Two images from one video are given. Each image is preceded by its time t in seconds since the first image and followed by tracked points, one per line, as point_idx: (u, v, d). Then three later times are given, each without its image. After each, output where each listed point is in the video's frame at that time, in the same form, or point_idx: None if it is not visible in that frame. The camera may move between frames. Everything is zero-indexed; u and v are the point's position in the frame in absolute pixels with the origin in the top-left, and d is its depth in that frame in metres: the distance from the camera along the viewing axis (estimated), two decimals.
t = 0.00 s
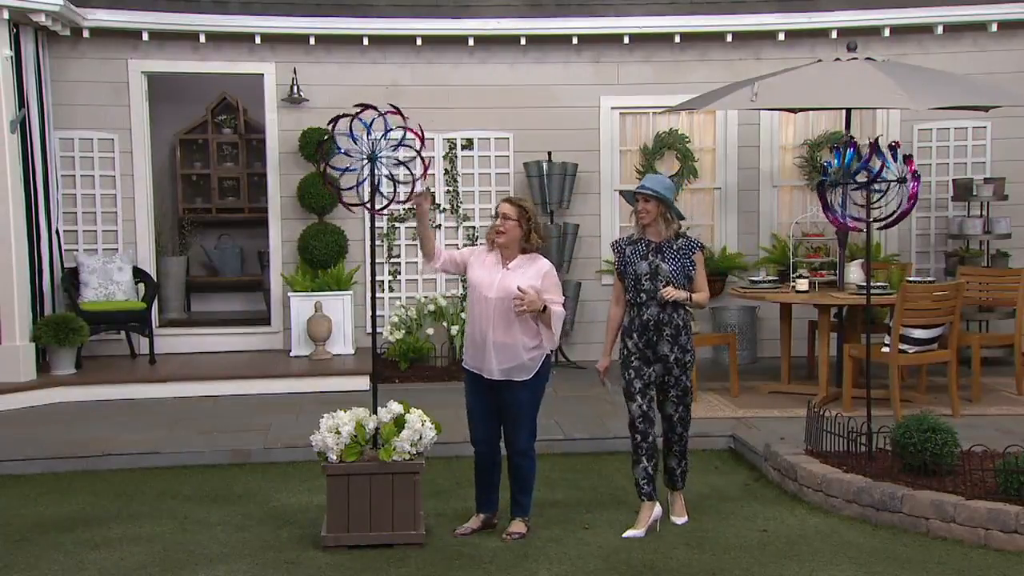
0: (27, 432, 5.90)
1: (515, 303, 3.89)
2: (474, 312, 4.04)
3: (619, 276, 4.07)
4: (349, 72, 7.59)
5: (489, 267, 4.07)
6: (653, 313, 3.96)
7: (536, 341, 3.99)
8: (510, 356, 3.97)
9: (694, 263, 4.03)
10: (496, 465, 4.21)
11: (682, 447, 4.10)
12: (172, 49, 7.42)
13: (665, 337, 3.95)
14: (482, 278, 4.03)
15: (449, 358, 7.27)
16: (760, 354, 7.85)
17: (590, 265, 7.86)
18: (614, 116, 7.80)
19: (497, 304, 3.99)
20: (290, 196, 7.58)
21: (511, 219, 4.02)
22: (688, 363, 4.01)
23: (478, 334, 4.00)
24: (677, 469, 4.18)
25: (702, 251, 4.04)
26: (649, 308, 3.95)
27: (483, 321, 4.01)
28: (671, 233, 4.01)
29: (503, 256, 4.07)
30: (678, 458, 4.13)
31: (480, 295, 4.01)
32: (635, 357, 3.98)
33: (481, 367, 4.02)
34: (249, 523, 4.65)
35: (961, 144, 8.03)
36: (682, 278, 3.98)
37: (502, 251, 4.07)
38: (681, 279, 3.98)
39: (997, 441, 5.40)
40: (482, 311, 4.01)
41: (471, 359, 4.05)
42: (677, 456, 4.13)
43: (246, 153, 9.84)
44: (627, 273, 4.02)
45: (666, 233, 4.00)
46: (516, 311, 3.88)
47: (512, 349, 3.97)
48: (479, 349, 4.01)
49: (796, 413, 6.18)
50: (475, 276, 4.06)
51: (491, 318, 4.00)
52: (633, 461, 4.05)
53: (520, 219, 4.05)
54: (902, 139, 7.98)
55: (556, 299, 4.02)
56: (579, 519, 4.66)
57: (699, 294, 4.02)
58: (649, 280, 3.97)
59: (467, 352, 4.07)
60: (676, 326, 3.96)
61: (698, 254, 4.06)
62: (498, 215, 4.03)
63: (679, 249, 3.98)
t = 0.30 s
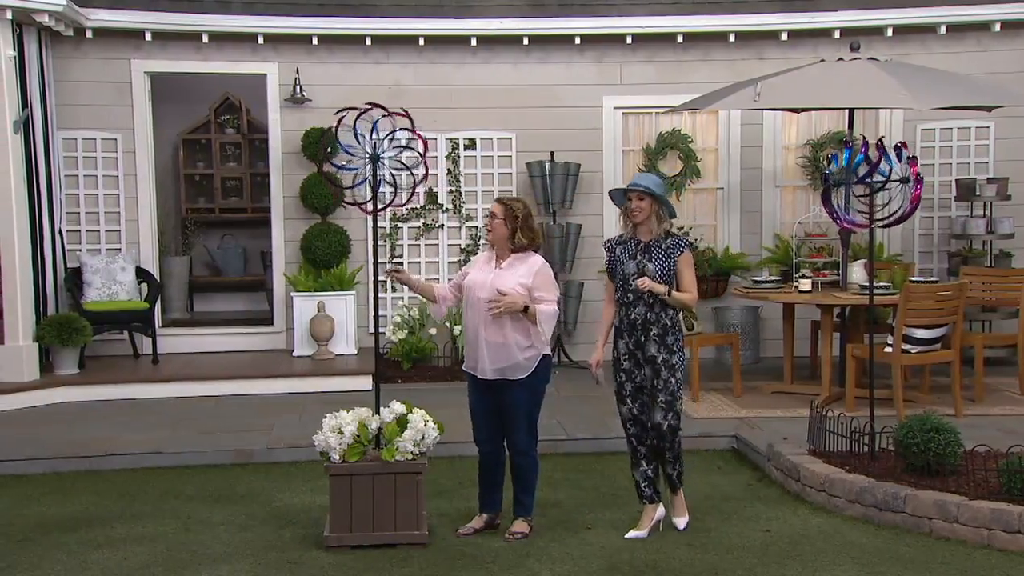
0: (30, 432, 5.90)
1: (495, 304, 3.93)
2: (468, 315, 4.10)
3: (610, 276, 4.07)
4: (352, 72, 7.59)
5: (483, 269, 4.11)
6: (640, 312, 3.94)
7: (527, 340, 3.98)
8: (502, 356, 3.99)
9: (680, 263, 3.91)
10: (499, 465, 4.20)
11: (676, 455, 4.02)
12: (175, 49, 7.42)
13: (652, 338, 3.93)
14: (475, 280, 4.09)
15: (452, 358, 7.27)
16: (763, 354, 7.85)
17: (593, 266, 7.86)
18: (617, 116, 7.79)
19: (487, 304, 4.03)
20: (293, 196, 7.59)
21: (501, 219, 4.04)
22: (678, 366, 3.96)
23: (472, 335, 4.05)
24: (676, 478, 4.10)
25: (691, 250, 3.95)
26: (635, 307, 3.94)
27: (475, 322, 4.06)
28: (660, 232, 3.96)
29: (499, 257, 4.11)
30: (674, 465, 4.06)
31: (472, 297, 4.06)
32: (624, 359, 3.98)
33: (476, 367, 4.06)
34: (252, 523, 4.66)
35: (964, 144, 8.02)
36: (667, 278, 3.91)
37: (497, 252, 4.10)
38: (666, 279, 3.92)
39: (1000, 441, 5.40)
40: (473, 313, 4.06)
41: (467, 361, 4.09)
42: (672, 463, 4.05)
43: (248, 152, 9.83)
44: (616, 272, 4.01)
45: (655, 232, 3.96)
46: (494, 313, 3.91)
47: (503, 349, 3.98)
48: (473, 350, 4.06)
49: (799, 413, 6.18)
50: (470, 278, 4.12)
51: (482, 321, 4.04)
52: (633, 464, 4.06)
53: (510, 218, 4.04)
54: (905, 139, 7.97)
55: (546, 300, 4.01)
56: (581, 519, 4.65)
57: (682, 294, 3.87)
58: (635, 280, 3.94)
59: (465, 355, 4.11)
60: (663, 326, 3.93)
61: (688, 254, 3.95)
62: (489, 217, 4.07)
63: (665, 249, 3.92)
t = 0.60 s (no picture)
0: (36, 432, 5.91)
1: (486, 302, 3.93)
2: (467, 313, 4.11)
3: (608, 278, 4.06)
4: (357, 72, 7.60)
5: (483, 268, 4.13)
6: (634, 313, 3.92)
7: (522, 339, 3.97)
8: (498, 355, 3.99)
9: (676, 263, 3.89)
10: (504, 465, 4.21)
11: (663, 460, 3.94)
12: (180, 49, 7.43)
13: (646, 337, 3.90)
14: (474, 279, 4.10)
15: (457, 358, 7.27)
16: (768, 354, 7.84)
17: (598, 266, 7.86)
18: (622, 116, 7.78)
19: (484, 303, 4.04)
20: (298, 196, 7.59)
21: (498, 218, 4.04)
22: (673, 367, 3.90)
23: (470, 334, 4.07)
24: (665, 487, 3.99)
25: (685, 251, 3.92)
26: (629, 308, 3.92)
27: (473, 321, 4.07)
28: (656, 232, 3.95)
29: (498, 256, 4.12)
30: (658, 472, 3.96)
31: (470, 296, 4.08)
32: (623, 359, 3.98)
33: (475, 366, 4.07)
34: (258, 523, 4.66)
35: (970, 144, 8.01)
36: (663, 279, 3.90)
37: (496, 251, 4.11)
38: (662, 280, 3.90)
39: (1006, 441, 5.39)
40: (471, 311, 4.08)
41: (467, 360, 4.11)
42: (660, 469, 3.97)
43: (254, 152, 9.83)
44: (612, 274, 4.01)
45: (653, 231, 3.95)
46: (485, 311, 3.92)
47: (501, 347, 3.98)
48: (472, 350, 4.07)
49: (804, 413, 6.17)
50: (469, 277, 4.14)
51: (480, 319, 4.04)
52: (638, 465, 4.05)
53: (507, 217, 4.03)
54: (911, 139, 7.96)
55: (543, 298, 4.00)
56: (586, 519, 4.65)
57: (682, 295, 3.86)
58: (629, 282, 3.94)
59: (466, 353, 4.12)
60: (658, 326, 3.88)
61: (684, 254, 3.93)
62: (488, 216, 4.08)
63: (659, 250, 3.91)
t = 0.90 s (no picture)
0: (43, 431, 5.92)
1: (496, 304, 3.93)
2: (473, 312, 4.09)
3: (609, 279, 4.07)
4: (364, 72, 7.60)
5: (488, 268, 4.10)
6: (630, 315, 3.92)
7: (531, 339, 3.97)
8: (507, 356, 3.99)
9: (675, 264, 3.88)
10: (509, 465, 4.21)
11: (654, 469, 3.93)
12: (187, 49, 7.44)
13: (640, 341, 3.89)
14: (480, 279, 4.08)
15: (463, 358, 7.27)
16: (775, 354, 7.83)
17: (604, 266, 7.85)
18: (628, 116, 7.77)
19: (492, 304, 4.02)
20: (305, 196, 7.60)
21: (506, 218, 4.03)
22: (666, 374, 3.87)
23: (477, 335, 4.05)
24: (659, 495, 3.98)
25: (685, 253, 3.90)
26: (625, 310, 3.92)
27: (480, 321, 4.05)
28: (657, 234, 3.93)
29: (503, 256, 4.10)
30: (650, 481, 3.95)
31: (475, 297, 4.05)
32: (622, 363, 3.99)
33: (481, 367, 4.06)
34: (264, 522, 4.66)
35: (977, 144, 7.99)
36: (661, 282, 3.89)
37: (501, 251, 4.09)
38: (659, 282, 3.90)
39: (1014, 441, 5.38)
40: (477, 312, 4.06)
41: (473, 360, 4.10)
42: (652, 477, 3.96)
43: (260, 153, 9.82)
44: (612, 275, 4.02)
45: (655, 233, 3.94)
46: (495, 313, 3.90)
47: (509, 347, 3.98)
48: (479, 350, 4.06)
49: (811, 413, 6.16)
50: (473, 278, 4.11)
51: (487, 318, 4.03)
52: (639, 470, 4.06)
53: (515, 218, 4.02)
54: (918, 139, 7.95)
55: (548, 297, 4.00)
56: (592, 520, 4.64)
57: (681, 297, 3.84)
58: (627, 283, 3.94)
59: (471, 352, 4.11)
60: (652, 330, 3.87)
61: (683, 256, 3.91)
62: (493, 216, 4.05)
63: (658, 251, 3.90)
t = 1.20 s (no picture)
0: (53, 431, 5.94)
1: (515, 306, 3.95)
2: (486, 313, 4.08)
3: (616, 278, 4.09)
4: (373, 72, 7.61)
5: (500, 270, 4.10)
6: (628, 313, 3.94)
7: (548, 339, 3.99)
8: (525, 357, 3.98)
9: (674, 265, 3.86)
10: (519, 466, 4.21)
11: (665, 470, 3.92)
12: (197, 50, 7.45)
13: (635, 340, 3.90)
14: (494, 281, 4.06)
15: (472, 358, 7.28)
16: (784, 354, 7.81)
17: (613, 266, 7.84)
18: (637, 116, 7.76)
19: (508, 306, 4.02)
20: (313, 196, 7.61)
21: (522, 219, 4.03)
22: (663, 373, 3.85)
23: (493, 337, 4.03)
24: (671, 496, 3.97)
25: (685, 253, 3.86)
26: (623, 308, 3.95)
27: (496, 324, 4.04)
28: (661, 234, 3.92)
29: (514, 257, 4.10)
30: (661, 482, 3.94)
31: (491, 298, 4.04)
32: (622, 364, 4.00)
33: (497, 369, 4.03)
34: (274, 522, 4.67)
35: (987, 144, 7.97)
36: (659, 282, 3.88)
37: (513, 252, 4.09)
38: (657, 281, 3.88)
39: None
40: (492, 313, 4.04)
41: (487, 362, 4.07)
42: (663, 478, 3.95)
43: (269, 153, 9.85)
44: (617, 274, 4.04)
45: (659, 234, 3.92)
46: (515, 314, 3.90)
47: (526, 348, 3.97)
48: (495, 353, 4.03)
49: (820, 414, 6.15)
50: (486, 280, 4.09)
51: (503, 320, 4.02)
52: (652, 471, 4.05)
53: (531, 220, 4.04)
54: (928, 139, 7.93)
55: (563, 297, 4.04)
56: (602, 520, 4.64)
57: (675, 298, 3.82)
58: (627, 281, 3.95)
59: (483, 354, 4.09)
60: (646, 329, 3.87)
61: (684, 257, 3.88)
62: (506, 217, 4.05)
63: (657, 251, 3.88)
